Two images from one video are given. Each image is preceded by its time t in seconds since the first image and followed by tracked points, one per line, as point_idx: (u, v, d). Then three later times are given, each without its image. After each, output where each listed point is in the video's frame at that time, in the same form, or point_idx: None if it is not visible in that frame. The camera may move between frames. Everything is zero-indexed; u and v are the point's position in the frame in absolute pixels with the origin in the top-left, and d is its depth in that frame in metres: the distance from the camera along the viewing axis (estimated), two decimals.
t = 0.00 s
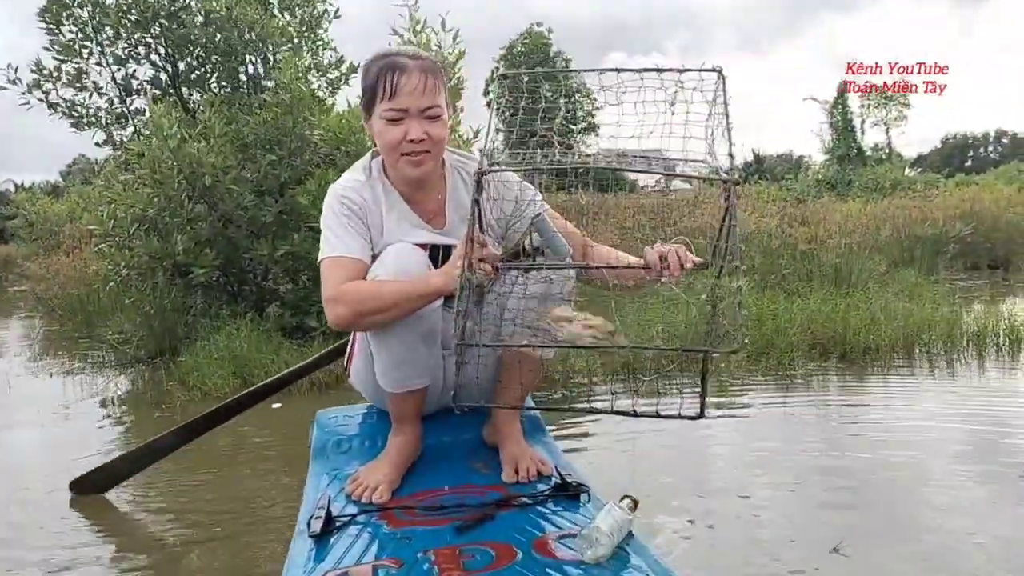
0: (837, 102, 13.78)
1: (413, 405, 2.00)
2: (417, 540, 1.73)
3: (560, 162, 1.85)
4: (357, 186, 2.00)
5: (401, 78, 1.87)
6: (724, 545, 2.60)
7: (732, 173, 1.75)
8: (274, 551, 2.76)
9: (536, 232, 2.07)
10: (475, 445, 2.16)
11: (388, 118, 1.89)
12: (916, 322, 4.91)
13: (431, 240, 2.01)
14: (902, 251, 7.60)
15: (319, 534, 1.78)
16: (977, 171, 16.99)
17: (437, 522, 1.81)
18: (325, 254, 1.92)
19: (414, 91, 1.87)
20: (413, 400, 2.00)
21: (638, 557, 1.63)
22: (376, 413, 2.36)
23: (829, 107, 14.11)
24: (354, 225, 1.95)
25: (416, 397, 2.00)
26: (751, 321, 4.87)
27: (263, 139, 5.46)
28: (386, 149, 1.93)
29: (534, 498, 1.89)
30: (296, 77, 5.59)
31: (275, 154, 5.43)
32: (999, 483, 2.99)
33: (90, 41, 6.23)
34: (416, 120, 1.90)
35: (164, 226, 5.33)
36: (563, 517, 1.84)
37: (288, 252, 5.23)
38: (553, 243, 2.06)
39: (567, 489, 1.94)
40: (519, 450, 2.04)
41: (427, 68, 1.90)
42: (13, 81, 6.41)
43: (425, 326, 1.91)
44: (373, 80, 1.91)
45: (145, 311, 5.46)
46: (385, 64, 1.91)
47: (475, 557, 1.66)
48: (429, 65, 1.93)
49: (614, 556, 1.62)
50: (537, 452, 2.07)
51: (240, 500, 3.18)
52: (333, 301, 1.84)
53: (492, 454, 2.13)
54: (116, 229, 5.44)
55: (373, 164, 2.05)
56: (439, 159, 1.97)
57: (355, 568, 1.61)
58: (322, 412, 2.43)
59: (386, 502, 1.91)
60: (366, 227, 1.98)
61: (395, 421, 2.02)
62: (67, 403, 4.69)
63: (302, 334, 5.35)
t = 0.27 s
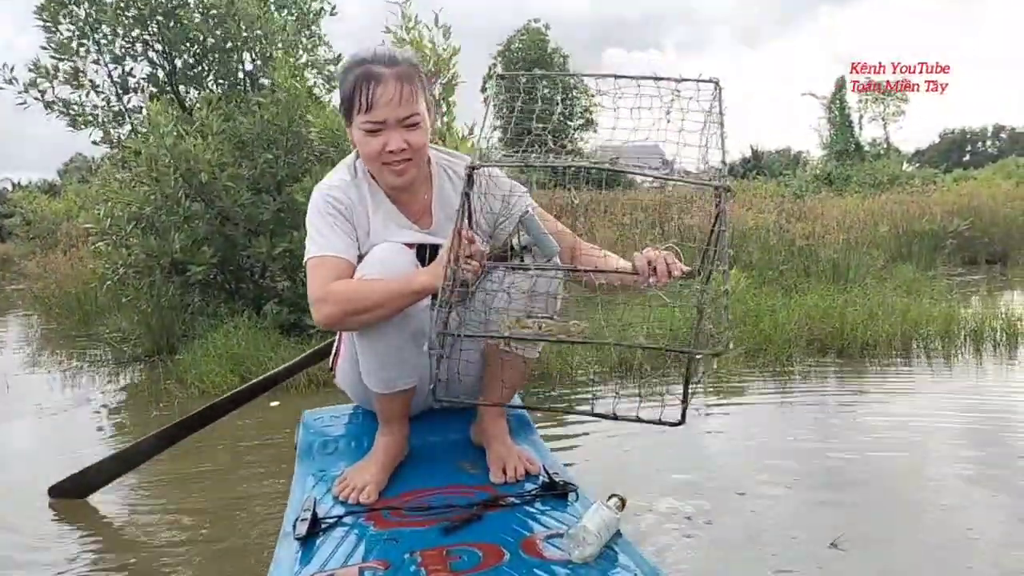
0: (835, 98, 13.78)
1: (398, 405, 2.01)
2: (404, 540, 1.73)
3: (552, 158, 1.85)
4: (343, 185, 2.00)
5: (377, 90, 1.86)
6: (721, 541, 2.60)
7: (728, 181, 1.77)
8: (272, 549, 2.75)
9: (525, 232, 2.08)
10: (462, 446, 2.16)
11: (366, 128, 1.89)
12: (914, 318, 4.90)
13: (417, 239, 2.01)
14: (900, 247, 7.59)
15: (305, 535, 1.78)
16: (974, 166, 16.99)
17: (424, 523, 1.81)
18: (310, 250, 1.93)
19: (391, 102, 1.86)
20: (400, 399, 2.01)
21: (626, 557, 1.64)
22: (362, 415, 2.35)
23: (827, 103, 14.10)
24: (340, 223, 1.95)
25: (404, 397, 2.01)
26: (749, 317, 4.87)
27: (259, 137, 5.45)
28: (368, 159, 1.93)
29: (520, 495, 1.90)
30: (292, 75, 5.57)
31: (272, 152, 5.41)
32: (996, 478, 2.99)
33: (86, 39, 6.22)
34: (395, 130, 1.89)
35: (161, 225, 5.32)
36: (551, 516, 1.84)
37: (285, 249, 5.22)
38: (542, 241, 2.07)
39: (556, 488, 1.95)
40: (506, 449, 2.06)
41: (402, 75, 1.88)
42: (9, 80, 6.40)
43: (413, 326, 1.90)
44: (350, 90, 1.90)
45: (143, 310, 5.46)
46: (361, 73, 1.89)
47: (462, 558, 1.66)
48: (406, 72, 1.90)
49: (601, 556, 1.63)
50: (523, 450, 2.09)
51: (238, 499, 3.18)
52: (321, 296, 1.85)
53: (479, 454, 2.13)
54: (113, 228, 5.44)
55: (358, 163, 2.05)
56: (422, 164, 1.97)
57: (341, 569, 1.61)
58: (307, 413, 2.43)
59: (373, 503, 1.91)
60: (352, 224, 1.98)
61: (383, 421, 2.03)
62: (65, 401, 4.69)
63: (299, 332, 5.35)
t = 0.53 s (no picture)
0: (837, 95, 13.77)
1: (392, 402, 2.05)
2: (399, 539, 1.74)
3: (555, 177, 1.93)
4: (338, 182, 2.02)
5: (369, 96, 1.84)
6: (724, 538, 2.59)
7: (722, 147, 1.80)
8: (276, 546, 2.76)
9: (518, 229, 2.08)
10: (456, 445, 2.18)
11: (360, 135, 1.88)
12: (917, 314, 4.90)
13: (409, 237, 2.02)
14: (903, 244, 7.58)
15: (300, 535, 1.79)
16: (977, 164, 16.95)
17: (419, 522, 1.81)
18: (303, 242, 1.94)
19: (384, 108, 1.85)
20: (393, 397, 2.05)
21: (621, 553, 1.65)
22: (355, 416, 2.39)
23: (829, 100, 14.09)
24: (334, 217, 1.96)
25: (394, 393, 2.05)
26: (751, 315, 4.87)
27: (262, 135, 5.44)
28: (364, 164, 1.93)
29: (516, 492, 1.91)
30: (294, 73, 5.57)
31: (274, 150, 5.41)
32: (1000, 474, 2.99)
33: (90, 38, 6.23)
34: (389, 135, 1.88)
35: (165, 223, 5.33)
36: (547, 513, 1.85)
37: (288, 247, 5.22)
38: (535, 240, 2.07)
39: (551, 484, 1.96)
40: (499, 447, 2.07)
41: (393, 78, 1.86)
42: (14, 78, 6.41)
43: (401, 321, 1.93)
44: (342, 96, 1.88)
45: (146, 308, 5.47)
46: (352, 79, 1.86)
47: (458, 556, 1.66)
48: (397, 75, 1.88)
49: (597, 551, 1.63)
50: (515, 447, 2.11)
51: (243, 496, 3.18)
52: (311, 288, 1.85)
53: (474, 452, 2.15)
54: (116, 226, 5.44)
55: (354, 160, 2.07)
56: (418, 165, 1.97)
57: (336, 569, 1.61)
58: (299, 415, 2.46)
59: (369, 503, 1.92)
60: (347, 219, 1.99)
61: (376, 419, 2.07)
62: (68, 400, 4.69)
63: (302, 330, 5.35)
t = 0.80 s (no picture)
0: (843, 88, 13.75)
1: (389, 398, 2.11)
2: (399, 532, 1.77)
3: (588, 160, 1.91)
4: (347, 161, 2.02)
5: (376, 92, 1.84)
6: (734, 529, 2.61)
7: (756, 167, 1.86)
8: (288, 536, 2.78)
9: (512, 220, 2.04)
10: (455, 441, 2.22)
11: (368, 131, 1.89)
12: (924, 307, 4.90)
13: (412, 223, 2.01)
14: (909, 237, 7.57)
15: (301, 528, 1.82)
16: (984, 157, 16.90)
17: (421, 515, 1.85)
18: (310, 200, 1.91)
19: (391, 104, 1.85)
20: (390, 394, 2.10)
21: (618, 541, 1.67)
22: (354, 411, 2.47)
23: (835, 94, 14.05)
24: (344, 187, 1.95)
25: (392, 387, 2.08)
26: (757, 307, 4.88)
27: (270, 128, 5.46)
28: (373, 159, 1.94)
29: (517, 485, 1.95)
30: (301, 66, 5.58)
31: (282, 143, 5.43)
32: (1007, 467, 2.99)
33: (98, 31, 6.24)
34: (397, 130, 1.89)
35: (174, 217, 5.35)
36: (547, 504, 1.88)
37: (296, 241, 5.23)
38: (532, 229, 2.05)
39: (551, 476, 1.99)
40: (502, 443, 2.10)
41: (400, 74, 1.85)
42: (23, 71, 6.43)
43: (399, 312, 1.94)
44: (350, 92, 1.88)
45: (156, 301, 5.49)
46: (360, 75, 1.86)
47: (459, 548, 1.68)
48: (404, 70, 1.87)
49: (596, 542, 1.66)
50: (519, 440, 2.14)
51: (254, 488, 3.21)
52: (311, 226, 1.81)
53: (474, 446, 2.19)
54: (125, 219, 5.47)
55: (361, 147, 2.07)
56: (427, 158, 1.98)
57: (339, 561, 1.64)
58: (297, 416, 2.51)
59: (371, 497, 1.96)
60: (356, 193, 1.97)
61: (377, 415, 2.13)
62: (79, 392, 4.72)
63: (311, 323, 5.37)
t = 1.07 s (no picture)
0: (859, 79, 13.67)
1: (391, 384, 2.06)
2: (408, 518, 1.75)
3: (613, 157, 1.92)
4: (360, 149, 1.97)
5: (405, 81, 1.76)
6: (752, 522, 2.60)
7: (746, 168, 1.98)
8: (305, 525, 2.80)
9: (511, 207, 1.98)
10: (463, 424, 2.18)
11: (394, 119, 1.82)
12: (940, 300, 4.87)
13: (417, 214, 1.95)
14: (926, 230, 7.53)
15: (309, 515, 1.84)
16: (999, 149, 16.79)
17: (430, 502, 1.83)
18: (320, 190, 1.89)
19: (421, 95, 1.78)
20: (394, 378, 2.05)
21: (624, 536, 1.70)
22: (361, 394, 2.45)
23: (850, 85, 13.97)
24: (349, 179, 1.90)
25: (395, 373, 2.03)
26: (773, 300, 4.87)
27: (285, 119, 5.48)
28: (396, 151, 1.87)
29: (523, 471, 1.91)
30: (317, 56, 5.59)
31: (298, 134, 5.44)
32: None
33: (115, 22, 6.27)
34: (424, 122, 1.83)
35: (190, 207, 5.37)
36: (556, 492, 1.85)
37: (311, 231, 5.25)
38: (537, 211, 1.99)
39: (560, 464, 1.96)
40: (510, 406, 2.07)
41: (431, 63, 1.79)
42: (41, 62, 6.47)
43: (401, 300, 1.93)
44: (377, 78, 1.80)
45: (172, 291, 5.52)
46: (389, 61, 1.79)
47: (469, 535, 1.67)
48: (435, 59, 1.80)
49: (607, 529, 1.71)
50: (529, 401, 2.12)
51: (271, 476, 3.23)
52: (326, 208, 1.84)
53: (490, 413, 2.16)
54: (142, 210, 5.49)
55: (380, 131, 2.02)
56: (449, 150, 1.92)
57: (347, 550, 1.64)
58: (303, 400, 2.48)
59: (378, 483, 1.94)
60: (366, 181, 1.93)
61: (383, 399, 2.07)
62: (96, 382, 4.74)
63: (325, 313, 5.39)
